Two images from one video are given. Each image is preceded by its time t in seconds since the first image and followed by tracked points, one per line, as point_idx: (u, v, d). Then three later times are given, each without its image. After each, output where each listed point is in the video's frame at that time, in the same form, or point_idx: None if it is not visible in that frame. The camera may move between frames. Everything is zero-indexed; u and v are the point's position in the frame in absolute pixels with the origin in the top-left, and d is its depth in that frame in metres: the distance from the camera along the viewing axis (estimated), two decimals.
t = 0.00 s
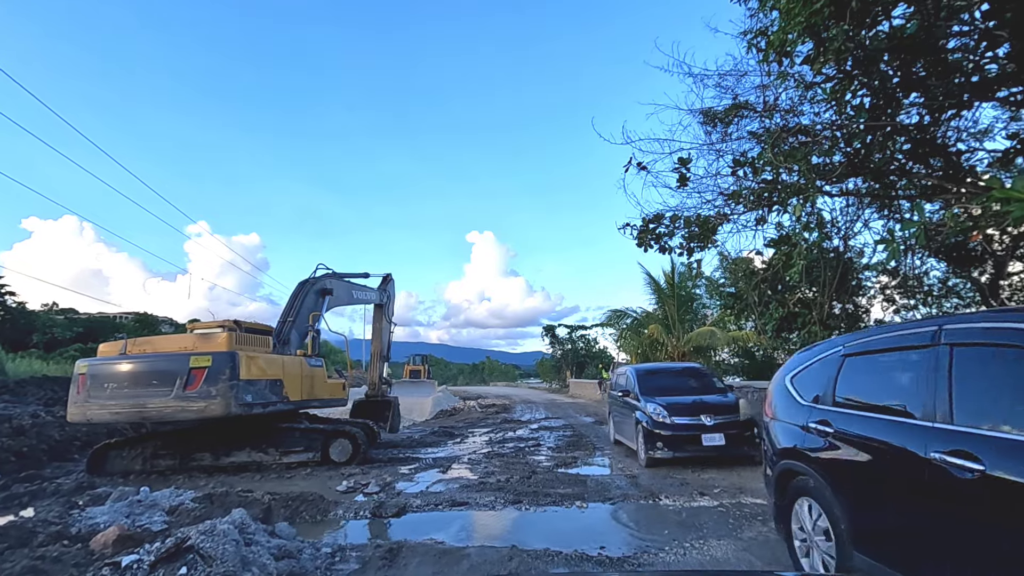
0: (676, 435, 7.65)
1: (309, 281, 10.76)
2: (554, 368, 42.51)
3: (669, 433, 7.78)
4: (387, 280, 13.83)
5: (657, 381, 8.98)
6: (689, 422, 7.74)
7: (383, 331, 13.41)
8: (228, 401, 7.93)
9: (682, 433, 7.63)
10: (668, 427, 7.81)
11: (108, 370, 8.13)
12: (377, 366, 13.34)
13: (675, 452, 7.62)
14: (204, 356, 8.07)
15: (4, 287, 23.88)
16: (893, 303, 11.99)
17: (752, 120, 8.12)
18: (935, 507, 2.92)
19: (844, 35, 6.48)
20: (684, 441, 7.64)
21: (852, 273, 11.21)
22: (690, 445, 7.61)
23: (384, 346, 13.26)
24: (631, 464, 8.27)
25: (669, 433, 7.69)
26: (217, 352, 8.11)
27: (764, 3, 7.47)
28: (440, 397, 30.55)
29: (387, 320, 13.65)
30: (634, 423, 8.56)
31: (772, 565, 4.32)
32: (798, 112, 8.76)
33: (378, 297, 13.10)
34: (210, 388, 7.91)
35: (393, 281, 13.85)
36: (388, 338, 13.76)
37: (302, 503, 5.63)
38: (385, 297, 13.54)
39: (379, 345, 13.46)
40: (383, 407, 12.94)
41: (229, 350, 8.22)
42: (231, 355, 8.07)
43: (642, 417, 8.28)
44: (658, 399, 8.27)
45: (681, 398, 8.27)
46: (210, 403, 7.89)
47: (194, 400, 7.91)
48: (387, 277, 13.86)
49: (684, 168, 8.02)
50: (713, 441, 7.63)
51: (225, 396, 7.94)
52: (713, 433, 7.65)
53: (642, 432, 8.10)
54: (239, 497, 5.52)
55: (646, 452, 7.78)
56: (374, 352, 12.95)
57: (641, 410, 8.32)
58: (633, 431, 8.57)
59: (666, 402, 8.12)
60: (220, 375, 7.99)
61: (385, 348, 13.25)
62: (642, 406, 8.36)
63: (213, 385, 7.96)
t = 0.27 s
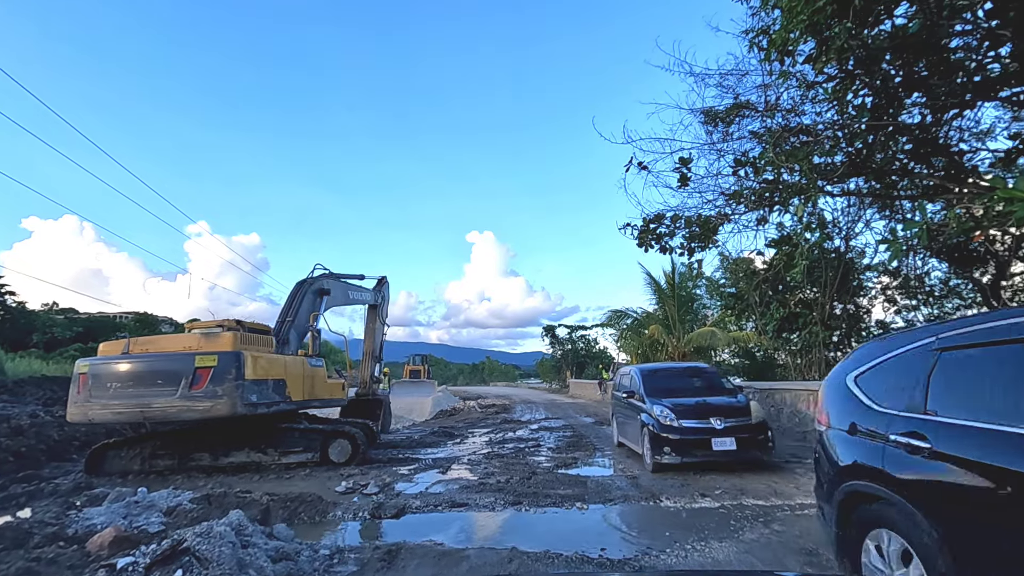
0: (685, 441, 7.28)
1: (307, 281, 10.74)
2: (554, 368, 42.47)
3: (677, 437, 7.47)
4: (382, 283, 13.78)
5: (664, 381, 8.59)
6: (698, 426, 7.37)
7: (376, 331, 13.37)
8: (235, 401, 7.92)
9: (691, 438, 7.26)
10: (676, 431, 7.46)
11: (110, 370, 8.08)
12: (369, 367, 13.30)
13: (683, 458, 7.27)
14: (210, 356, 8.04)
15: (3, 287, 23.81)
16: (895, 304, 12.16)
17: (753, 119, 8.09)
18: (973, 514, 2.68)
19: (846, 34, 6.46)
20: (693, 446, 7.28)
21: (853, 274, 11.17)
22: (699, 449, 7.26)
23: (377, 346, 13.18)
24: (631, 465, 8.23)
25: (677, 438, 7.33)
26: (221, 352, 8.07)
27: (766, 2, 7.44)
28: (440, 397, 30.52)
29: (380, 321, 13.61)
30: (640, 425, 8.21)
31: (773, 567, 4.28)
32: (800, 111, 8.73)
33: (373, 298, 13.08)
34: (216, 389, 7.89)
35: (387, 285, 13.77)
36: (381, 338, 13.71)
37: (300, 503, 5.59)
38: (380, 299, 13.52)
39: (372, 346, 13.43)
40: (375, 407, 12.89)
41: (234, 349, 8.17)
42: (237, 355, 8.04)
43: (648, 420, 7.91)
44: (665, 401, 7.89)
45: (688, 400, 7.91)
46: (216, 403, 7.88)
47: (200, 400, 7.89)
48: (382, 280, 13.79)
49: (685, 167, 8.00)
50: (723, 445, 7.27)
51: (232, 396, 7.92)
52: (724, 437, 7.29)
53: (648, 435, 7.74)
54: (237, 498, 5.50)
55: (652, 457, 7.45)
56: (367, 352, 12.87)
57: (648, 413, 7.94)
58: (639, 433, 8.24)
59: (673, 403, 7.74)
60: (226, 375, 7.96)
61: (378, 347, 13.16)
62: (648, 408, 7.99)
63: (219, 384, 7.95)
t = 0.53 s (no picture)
0: (693, 445, 6.99)
1: (302, 281, 10.71)
2: (554, 368, 42.44)
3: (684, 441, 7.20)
4: (375, 286, 13.73)
5: (669, 382, 8.29)
6: (707, 429, 7.08)
7: (366, 330, 13.30)
8: (243, 401, 7.91)
9: (700, 443, 6.97)
10: (683, 435, 7.19)
11: (114, 370, 8.00)
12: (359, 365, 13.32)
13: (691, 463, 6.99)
14: (218, 355, 7.98)
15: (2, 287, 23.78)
16: (895, 304, 12.22)
17: (755, 118, 8.06)
18: None
19: (848, 33, 6.43)
20: (701, 450, 6.98)
21: (854, 273, 11.14)
22: (709, 454, 6.97)
23: (366, 344, 13.09)
24: (632, 465, 8.20)
25: (685, 442, 7.03)
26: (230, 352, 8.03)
27: (767, 1, 7.41)
28: (440, 397, 30.49)
29: (371, 320, 13.54)
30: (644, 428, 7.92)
31: (773, 569, 4.25)
32: (801, 111, 8.70)
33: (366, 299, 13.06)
34: (225, 388, 7.84)
35: (379, 289, 13.73)
36: (371, 338, 13.63)
37: (298, 504, 5.55)
38: (372, 301, 13.46)
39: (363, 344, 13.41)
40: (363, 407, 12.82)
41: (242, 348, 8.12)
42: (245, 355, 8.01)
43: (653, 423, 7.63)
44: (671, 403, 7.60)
45: (696, 402, 7.61)
46: (224, 403, 7.86)
47: (207, 400, 7.84)
48: (375, 284, 13.77)
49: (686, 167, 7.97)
50: (733, 449, 6.97)
51: (240, 395, 7.90)
52: (734, 440, 7.00)
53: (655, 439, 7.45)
54: (235, 499, 5.46)
55: (660, 462, 7.15)
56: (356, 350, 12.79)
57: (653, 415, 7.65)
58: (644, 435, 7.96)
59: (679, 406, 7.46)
60: (235, 375, 7.93)
61: (367, 346, 13.06)
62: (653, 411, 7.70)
63: (227, 384, 7.91)
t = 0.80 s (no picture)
0: (704, 452, 6.53)
1: (296, 281, 10.67)
2: (554, 369, 42.39)
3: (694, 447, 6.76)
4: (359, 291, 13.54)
5: (678, 385, 7.84)
6: (720, 436, 6.60)
7: (352, 331, 13.19)
8: (255, 401, 7.83)
9: (712, 450, 6.51)
10: (693, 441, 6.72)
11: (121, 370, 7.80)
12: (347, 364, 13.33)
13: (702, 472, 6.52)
14: (229, 356, 7.89)
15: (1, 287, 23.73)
16: (896, 304, 12.16)
17: (756, 118, 8.03)
18: None
19: (849, 32, 6.39)
20: (713, 457, 6.52)
21: (854, 273, 11.11)
22: (721, 462, 6.49)
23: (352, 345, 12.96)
24: (633, 467, 8.15)
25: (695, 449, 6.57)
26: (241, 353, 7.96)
27: None
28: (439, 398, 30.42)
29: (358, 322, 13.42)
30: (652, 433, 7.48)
31: (775, 571, 4.21)
32: (802, 110, 8.67)
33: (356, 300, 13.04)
34: (237, 388, 7.76)
35: (364, 292, 13.63)
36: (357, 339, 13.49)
37: (295, 507, 5.48)
38: (360, 303, 13.44)
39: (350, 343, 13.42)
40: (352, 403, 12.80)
41: (252, 348, 8.04)
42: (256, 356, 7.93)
43: (661, 428, 7.18)
44: (681, 407, 7.15)
45: (707, 406, 7.16)
46: (236, 403, 7.79)
47: (220, 401, 7.75)
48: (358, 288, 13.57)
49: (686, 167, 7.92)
50: (748, 457, 6.50)
51: (252, 395, 7.82)
52: (748, 448, 6.52)
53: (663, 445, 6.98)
54: (231, 502, 5.40)
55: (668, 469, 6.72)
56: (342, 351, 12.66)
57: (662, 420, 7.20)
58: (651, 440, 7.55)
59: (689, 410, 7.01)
60: (247, 376, 7.86)
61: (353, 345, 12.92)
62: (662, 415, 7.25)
63: (239, 384, 7.83)
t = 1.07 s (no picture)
0: (716, 458, 6.03)
1: (288, 281, 10.66)
2: (552, 369, 42.35)
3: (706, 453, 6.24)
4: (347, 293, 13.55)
5: (688, 387, 7.33)
6: (734, 441, 6.11)
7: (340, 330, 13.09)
8: (262, 402, 7.68)
9: (725, 455, 6.02)
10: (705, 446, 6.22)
11: (126, 370, 7.53)
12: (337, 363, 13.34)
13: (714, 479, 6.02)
14: (237, 355, 7.73)
15: None
16: (896, 304, 12.10)
17: (756, 116, 7.97)
18: None
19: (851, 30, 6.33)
20: (726, 464, 6.02)
21: (854, 272, 11.06)
22: (736, 469, 5.99)
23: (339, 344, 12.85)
24: (633, 468, 8.07)
25: (707, 455, 6.07)
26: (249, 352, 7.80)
27: None
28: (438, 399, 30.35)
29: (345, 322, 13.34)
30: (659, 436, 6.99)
31: (776, 575, 4.15)
32: (802, 108, 8.61)
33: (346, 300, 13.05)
34: (246, 388, 7.62)
35: (351, 294, 13.56)
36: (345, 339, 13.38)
37: (290, 509, 5.40)
38: (349, 304, 13.46)
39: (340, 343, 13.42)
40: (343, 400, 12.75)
41: (260, 348, 7.90)
42: (264, 356, 7.80)
43: (669, 431, 6.70)
44: (691, 410, 6.67)
45: (719, 409, 6.67)
46: (245, 403, 7.60)
47: (228, 400, 7.57)
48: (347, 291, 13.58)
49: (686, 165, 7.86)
50: (765, 465, 5.98)
51: (260, 396, 7.66)
52: (765, 455, 6.01)
53: (671, 450, 6.48)
54: (225, 504, 5.33)
55: (677, 475, 6.19)
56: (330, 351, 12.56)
57: (670, 422, 6.71)
58: (658, 444, 7.06)
59: (701, 412, 6.52)
60: (255, 376, 7.70)
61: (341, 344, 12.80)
62: (671, 417, 6.77)
63: (248, 384, 7.66)
